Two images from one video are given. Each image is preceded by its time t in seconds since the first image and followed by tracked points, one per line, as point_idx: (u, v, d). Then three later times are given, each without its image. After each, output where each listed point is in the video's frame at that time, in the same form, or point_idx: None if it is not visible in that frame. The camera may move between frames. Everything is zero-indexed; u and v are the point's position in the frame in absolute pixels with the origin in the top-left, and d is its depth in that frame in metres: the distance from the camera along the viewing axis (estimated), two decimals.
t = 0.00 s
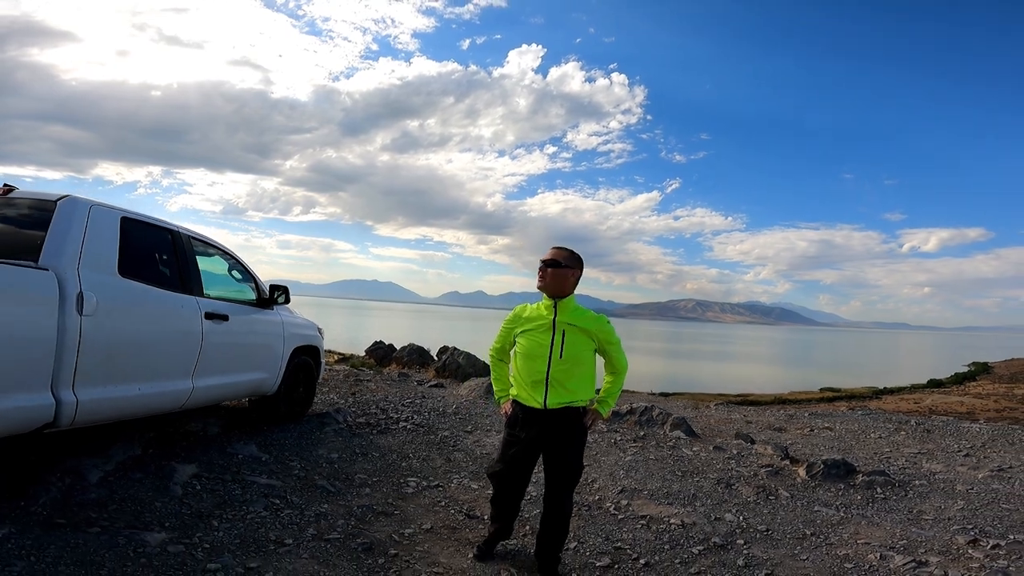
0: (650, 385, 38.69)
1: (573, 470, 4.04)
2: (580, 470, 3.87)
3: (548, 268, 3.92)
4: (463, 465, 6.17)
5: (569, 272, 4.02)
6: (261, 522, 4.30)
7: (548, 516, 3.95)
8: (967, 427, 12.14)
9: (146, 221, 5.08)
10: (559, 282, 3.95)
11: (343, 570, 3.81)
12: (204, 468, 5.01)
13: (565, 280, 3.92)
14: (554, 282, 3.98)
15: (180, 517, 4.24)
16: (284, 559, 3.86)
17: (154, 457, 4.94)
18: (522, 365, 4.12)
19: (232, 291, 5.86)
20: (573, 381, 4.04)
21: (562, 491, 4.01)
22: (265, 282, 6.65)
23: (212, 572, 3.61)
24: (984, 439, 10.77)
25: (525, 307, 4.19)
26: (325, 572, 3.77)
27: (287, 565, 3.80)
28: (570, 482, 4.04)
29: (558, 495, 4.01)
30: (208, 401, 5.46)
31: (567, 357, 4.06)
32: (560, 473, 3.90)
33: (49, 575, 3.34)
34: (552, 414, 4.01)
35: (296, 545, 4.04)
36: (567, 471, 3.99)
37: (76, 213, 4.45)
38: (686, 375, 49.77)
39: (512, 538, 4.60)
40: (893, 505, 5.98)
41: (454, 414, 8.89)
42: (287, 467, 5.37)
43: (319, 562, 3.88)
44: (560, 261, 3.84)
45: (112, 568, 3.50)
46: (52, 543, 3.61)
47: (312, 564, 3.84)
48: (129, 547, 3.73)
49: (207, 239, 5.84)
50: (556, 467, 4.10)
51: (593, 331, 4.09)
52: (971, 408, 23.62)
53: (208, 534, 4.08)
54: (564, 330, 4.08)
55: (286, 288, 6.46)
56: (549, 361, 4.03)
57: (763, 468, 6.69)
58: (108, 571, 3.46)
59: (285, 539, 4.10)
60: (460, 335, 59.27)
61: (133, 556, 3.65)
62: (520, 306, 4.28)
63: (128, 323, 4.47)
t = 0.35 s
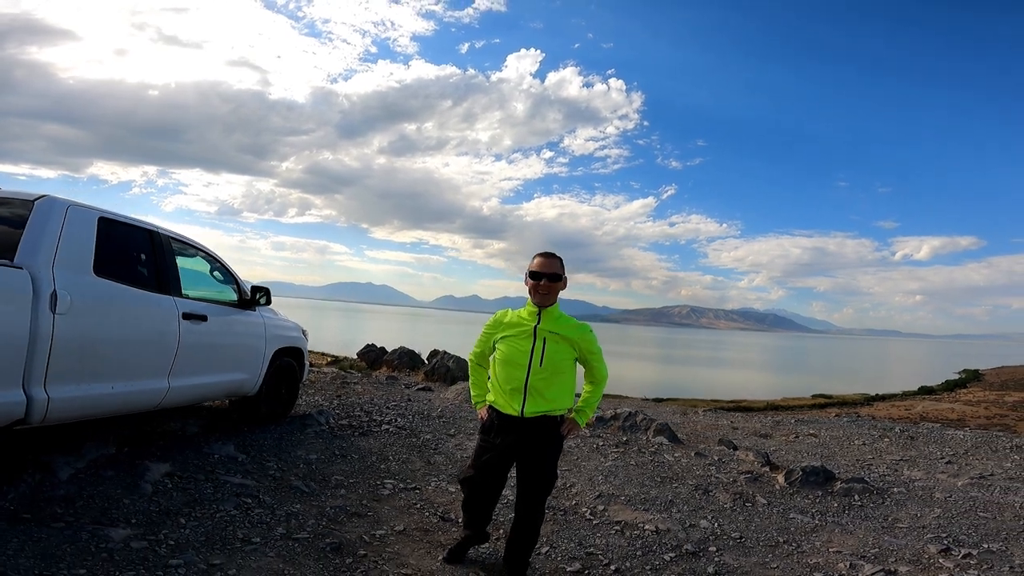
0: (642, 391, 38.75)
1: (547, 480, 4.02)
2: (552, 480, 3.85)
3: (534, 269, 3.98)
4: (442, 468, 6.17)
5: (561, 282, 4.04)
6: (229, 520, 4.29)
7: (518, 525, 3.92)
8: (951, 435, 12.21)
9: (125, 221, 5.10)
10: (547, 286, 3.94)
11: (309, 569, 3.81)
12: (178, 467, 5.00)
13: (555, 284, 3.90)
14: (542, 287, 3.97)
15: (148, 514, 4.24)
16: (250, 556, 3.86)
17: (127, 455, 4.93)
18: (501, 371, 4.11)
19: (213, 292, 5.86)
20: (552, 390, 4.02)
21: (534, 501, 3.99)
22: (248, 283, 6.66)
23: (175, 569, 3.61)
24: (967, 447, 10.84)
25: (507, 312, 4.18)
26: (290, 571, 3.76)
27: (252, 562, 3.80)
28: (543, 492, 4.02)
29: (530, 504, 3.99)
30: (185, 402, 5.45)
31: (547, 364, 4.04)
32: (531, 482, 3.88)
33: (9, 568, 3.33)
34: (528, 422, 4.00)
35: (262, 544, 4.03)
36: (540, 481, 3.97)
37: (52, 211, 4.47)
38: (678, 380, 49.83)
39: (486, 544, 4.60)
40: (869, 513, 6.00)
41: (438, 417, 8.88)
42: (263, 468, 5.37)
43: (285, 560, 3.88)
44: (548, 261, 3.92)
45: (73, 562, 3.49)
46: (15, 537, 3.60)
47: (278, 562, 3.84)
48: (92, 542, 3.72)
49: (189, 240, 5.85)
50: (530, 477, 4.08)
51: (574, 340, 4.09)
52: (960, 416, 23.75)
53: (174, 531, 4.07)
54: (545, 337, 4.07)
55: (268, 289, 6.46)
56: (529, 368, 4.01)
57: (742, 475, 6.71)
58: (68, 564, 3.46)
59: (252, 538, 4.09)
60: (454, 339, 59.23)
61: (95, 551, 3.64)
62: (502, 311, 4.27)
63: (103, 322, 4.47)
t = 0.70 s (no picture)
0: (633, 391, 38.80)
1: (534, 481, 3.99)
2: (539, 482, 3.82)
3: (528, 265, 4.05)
4: (431, 470, 6.14)
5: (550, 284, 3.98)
6: (213, 524, 4.24)
7: (505, 527, 3.90)
8: (940, 431, 12.28)
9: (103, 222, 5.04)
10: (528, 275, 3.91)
11: (293, 572, 3.77)
12: (161, 470, 4.94)
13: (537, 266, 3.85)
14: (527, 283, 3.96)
15: (129, 518, 4.18)
16: (233, 560, 3.81)
17: (109, 459, 4.87)
18: (488, 373, 4.06)
19: (196, 295, 5.81)
20: (539, 393, 3.99)
21: (522, 503, 3.98)
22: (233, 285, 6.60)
23: (156, 572, 3.56)
24: (955, 444, 10.91)
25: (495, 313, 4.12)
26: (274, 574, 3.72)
27: (235, 566, 3.75)
28: (530, 493, 4.00)
29: (518, 505, 3.97)
30: (168, 405, 5.39)
31: (535, 367, 4.01)
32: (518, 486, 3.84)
33: None
34: (516, 425, 3.96)
35: (246, 547, 3.98)
36: (527, 483, 3.94)
37: (29, 214, 4.41)
38: (670, 379, 49.94)
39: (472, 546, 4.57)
40: (857, 511, 6.02)
41: (428, 419, 8.84)
42: (249, 471, 5.32)
43: (268, 564, 3.83)
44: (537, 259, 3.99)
45: (52, 566, 3.43)
46: None
47: (261, 566, 3.79)
48: (72, 546, 3.66)
49: (171, 243, 5.80)
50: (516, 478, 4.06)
51: (563, 342, 4.05)
52: (949, 412, 23.91)
53: (157, 535, 4.01)
54: (533, 339, 4.03)
55: (253, 291, 6.41)
56: (517, 371, 3.97)
57: (732, 473, 6.71)
58: (47, 568, 3.40)
59: (235, 541, 4.04)
60: (446, 339, 59.13)
61: (75, 555, 3.58)
62: (489, 312, 4.22)
63: (82, 326, 4.42)
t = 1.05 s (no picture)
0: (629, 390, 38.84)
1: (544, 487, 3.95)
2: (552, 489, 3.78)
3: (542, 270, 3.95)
4: (433, 474, 6.09)
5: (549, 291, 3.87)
6: (214, 531, 4.18)
7: (517, 536, 3.85)
8: (937, 429, 12.30)
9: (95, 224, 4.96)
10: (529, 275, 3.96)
11: None
12: (159, 477, 4.86)
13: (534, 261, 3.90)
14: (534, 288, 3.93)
15: (129, 526, 4.11)
16: (237, 569, 3.74)
17: (106, 465, 4.79)
18: (497, 378, 3.99)
19: (190, 298, 5.73)
20: (551, 398, 3.94)
21: (533, 510, 3.93)
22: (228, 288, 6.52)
23: None
24: (952, 441, 10.93)
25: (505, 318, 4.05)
26: None
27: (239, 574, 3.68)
28: (540, 500, 3.96)
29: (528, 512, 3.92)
30: (164, 410, 5.31)
31: (545, 372, 3.96)
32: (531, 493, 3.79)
33: None
34: (526, 433, 3.91)
35: (249, 555, 3.91)
36: (538, 490, 3.89)
37: (20, 215, 4.33)
38: (665, 378, 50.00)
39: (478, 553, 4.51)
40: (861, 509, 5.99)
41: (427, 421, 8.76)
42: (248, 476, 5.25)
43: (273, 572, 3.76)
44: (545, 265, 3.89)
45: None
46: None
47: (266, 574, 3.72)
48: (71, 555, 3.59)
49: (165, 245, 5.72)
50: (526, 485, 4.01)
51: (575, 345, 4.01)
52: (942, 409, 24.03)
53: (158, 543, 3.94)
54: (544, 343, 3.98)
55: (248, 293, 6.33)
56: (528, 376, 3.92)
57: (734, 473, 6.68)
58: None
59: (238, 549, 3.97)
60: (440, 339, 58.97)
61: (75, 565, 3.51)
62: (497, 316, 4.14)
63: (75, 330, 4.34)
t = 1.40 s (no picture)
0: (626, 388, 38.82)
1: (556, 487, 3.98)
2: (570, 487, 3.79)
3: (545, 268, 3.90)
4: (441, 474, 6.04)
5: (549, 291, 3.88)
6: (225, 537, 4.12)
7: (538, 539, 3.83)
8: (937, 424, 12.32)
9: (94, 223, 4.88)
10: (535, 273, 4.06)
11: None
12: (164, 481, 4.78)
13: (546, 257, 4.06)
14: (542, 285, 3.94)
15: (137, 533, 4.05)
16: None
17: (110, 470, 4.71)
18: (508, 380, 3.93)
19: (191, 297, 5.65)
20: (564, 398, 3.89)
21: (549, 510, 3.93)
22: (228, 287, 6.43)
23: None
24: (954, 436, 10.96)
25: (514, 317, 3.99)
26: None
27: None
28: (556, 499, 3.95)
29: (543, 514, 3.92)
30: (166, 413, 5.24)
31: (557, 372, 3.91)
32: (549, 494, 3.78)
33: None
34: (540, 434, 3.86)
35: (262, 562, 3.86)
36: (554, 489, 3.89)
37: (17, 213, 4.25)
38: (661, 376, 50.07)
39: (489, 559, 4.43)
40: (872, 504, 5.98)
41: (430, 420, 8.69)
42: (255, 479, 5.18)
43: None
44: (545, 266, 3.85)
45: None
46: None
47: None
48: (81, 564, 3.52)
49: (164, 243, 5.63)
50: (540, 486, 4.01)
51: (586, 342, 3.96)
52: (937, 404, 24.16)
53: (169, 550, 3.88)
54: (556, 342, 3.92)
55: (250, 292, 6.25)
56: (540, 376, 3.86)
57: (743, 470, 6.65)
58: None
59: (251, 556, 3.92)
60: (436, 338, 58.83)
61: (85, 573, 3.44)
62: (505, 315, 4.07)
63: (75, 331, 4.27)
